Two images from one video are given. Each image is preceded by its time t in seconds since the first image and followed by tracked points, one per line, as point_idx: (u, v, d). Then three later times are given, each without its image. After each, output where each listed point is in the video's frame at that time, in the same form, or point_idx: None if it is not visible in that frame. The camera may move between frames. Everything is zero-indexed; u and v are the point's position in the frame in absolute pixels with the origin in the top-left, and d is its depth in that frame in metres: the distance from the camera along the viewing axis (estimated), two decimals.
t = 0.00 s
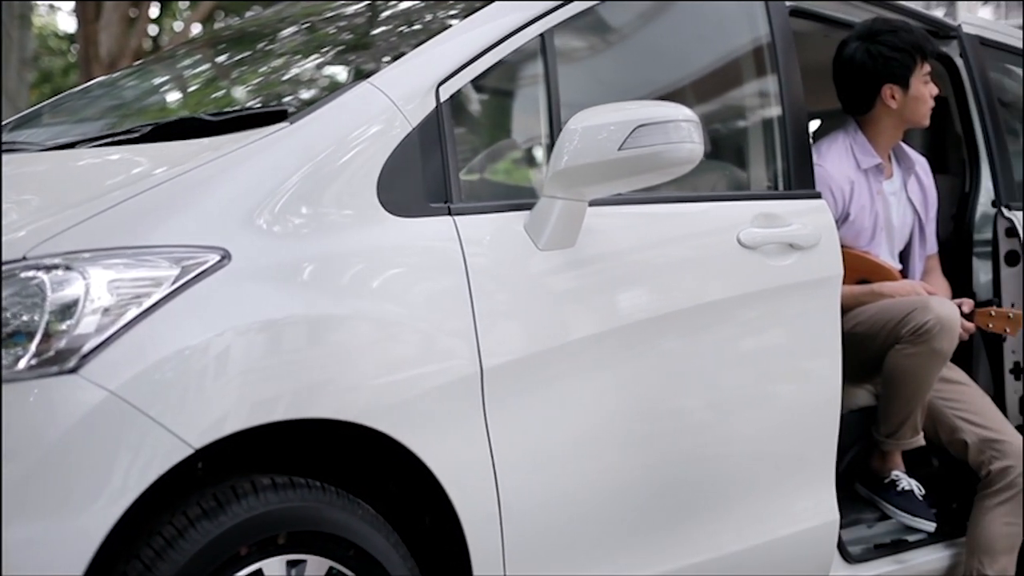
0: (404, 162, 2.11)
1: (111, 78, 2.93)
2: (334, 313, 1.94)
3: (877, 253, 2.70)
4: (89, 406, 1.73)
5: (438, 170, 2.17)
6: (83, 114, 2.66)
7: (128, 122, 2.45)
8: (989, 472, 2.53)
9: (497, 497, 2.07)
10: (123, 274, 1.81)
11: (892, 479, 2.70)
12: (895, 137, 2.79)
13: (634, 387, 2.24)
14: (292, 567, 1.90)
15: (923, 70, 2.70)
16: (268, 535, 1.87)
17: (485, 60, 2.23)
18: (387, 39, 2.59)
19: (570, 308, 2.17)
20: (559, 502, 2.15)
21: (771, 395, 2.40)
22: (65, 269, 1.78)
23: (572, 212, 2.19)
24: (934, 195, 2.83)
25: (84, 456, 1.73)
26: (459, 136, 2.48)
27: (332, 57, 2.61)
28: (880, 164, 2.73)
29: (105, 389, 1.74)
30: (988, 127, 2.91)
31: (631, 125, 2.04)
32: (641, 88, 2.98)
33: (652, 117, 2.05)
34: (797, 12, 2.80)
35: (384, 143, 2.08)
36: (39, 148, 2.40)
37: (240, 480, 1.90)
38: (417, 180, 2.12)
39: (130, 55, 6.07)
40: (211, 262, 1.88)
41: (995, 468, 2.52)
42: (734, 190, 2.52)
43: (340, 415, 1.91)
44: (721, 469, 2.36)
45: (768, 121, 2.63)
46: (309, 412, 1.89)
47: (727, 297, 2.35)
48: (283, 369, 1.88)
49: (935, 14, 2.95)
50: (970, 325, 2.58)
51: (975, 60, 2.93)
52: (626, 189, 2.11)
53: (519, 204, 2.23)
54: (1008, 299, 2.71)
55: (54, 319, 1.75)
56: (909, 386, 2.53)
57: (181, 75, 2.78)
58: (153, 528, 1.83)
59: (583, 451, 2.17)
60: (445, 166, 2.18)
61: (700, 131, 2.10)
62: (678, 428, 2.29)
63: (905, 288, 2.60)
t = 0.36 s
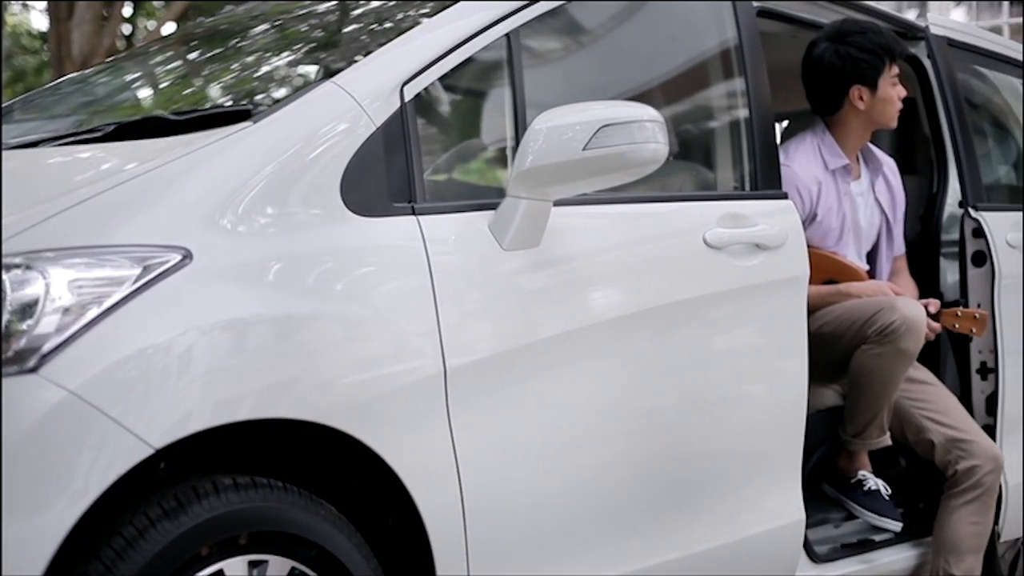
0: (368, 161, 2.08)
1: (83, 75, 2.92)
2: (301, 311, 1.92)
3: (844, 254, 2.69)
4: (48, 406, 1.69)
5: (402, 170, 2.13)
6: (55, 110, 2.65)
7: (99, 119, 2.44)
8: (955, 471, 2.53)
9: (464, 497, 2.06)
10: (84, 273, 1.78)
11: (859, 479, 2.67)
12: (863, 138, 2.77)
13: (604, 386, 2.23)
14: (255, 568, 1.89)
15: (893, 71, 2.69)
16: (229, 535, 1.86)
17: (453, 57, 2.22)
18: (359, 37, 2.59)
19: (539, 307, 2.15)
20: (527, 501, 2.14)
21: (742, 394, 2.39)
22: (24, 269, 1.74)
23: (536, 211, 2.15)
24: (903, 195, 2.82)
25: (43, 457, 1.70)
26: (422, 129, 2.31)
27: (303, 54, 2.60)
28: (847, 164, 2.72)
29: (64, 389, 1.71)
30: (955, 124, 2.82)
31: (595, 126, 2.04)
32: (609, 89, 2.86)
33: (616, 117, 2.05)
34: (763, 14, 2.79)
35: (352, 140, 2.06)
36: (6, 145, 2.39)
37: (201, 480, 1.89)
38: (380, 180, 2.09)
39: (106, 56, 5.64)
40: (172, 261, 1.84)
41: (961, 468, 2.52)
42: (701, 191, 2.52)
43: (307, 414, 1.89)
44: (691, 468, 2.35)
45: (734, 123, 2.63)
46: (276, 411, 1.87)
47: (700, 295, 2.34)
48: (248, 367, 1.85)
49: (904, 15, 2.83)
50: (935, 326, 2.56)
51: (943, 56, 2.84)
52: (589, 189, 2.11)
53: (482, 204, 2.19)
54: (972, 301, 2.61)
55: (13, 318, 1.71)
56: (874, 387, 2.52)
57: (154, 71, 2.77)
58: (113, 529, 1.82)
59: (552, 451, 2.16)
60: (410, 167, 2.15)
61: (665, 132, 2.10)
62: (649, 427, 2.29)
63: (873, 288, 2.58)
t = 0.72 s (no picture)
0: (330, 160, 2.06)
1: (52, 70, 2.91)
2: (263, 310, 1.90)
3: (809, 254, 2.69)
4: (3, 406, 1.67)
5: (363, 169, 2.11)
6: (23, 105, 2.64)
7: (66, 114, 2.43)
8: (921, 471, 2.53)
9: (427, 496, 2.05)
10: (42, 271, 1.75)
11: (823, 478, 2.66)
12: (830, 137, 2.77)
13: (570, 385, 2.22)
14: (213, 569, 1.89)
15: (859, 70, 2.69)
16: (187, 535, 1.85)
17: (418, 55, 2.22)
18: (328, 35, 2.59)
19: (505, 305, 2.15)
20: (490, 500, 2.13)
21: (710, 393, 2.40)
22: None
23: (500, 210, 2.12)
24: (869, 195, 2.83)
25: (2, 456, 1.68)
26: (388, 129, 2.23)
27: (272, 51, 2.60)
28: (812, 164, 2.72)
29: (20, 389, 1.68)
30: (920, 124, 2.81)
31: (558, 125, 2.04)
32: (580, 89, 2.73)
33: (578, 117, 2.05)
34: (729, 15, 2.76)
35: (316, 137, 2.05)
36: None
37: (160, 480, 1.89)
38: (342, 179, 2.07)
39: (76, 55, 5.43)
40: (131, 260, 1.82)
41: (926, 467, 2.53)
42: (666, 191, 2.49)
43: (270, 413, 1.88)
44: (658, 467, 2.35)
45: (699, 124, 2.59)
46: (239, 410, 1.85)
47: (667, 293, 2.34)
48: (209, 366, 1.83)
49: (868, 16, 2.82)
50: (900, 326, 2.57)
51: (909, 57, 2.81)
52: (551, 189, 2.11)
53: (444, 203, 2.18)
54: (937, 301, 2.61)
55: None
56: (839, 387, 2.52)
57: (123, 67, 2.77)
58: (71, 529, 1.81)
59: (516, 450, 2.16)
60: (372, 164, 2.14)
61: (627, 131, 2.10)
62: (616, 426, 2.28)
63: (837, 287, 2.59)
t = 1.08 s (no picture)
0: (289, 159, 2.04)
1: (22, 66, 2.89)
2: (225, 309, 1.89)
3: (774, 255, 2.69)
4: None
5: (323, 168, 2.09)
6: None
7: (33, 109, 2.41)
8: (885, 471, 2.54)
9: (389, 496, 2.04)
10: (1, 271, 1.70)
11: (788, 478, 2.67)
12: (796, 138, 2.78)
13: (534, 384, 2.22)
14: (172, 569, 1.88)
15: (824, 74, 2.69)
16: (146, 535, 1.84)
17: (384, 53, 2.21)
18: (296, 33, 2.59)
19: (468, 303, 2.14)
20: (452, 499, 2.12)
21: (675, 392, 2.40)
22: None
23: (461, 210, 2.10)
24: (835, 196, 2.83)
25: None
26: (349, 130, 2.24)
27: (241, 49, 2.59)
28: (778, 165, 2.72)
29: None
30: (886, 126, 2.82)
31: (520, 124, 2.04)
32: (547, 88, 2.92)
33: (541, 116, 2.05)
34: (695, 15, 2.73)
35: (278, 137, 2.04)
36: None
37: (119, 480, 1.88)
38: (302, 178, 2.05)
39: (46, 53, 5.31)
40: (89, 260, 1.79)
41: (891, 467, 2.53)
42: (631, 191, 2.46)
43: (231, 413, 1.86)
44: (625, 466, 2.35)
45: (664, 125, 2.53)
46: (202, 410, 1.84)
47: (632, 293, 2.34)
48: (171, 366, 1.82)
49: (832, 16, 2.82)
50: (865, 326, 2.57)
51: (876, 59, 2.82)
52: (514, 189, 2.11)
53: (406, 203, 2.16)
54: (903, 302, 2.64)
55: None
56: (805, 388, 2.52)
57: (92, 63, 2.75)
58: (29, 529, 1.80)
59: (479, 450, 2.15)
60: (334, 164, 2.12)
61: (590, 130, 2.10)
62: (582, 425, 2.28)
63: (801, 288, 2.58)
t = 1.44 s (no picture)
0: (251, 160, 2.03)
1: None
2: (187, 309, 1.88)
3: (741, 256, 2.71)
4: None
5: (285, 168, 2.07)
6: None
7: None
8: (852, 470, 2.55)
9: (353, 496, 2.04)
10: None
11: (755, 478, 2.69)
12: (762, 139, 2.78)
13: (501, 384, 2.21)
14: (132, 570, 1.87)
15: (791, 77, 2.70)
16: (105, 536, 1.83)
17: (350, 51, 2.20)
18: (266, 31, 2.59)
19: (433, 303, 2.13)
20: (416, 499, 2.12)
21: (644, 392, 2.40)
22: None
23: (424, 210, 2.10)
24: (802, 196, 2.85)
25: None
26: (322, 131, 2.20)
27: (211, 47, 2.59)
28: (744, 167, 2.73)
29: None
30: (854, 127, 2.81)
31: (484, 124, 2.04)
32: (518, 89, 2.67)
33: (505, 117, 2.04)
34: (660, 15, 2.72)
35: (242, 137, 2.03)
36: None
37: (79, 481, 1.86)
38: (264, 177, 2.04)
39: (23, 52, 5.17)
40: (50, 259, 1.78)
41: (857, 467, 2.54)
42: (599, 192, 2.47)
43: (195, 414, 1.85)
44: (592, 466, 2.35)
45: (630, 129, 2.57)
46: (165, 411, 1.83)
47: (600, 293, 2.34)
48: (134, 366, 1.81)
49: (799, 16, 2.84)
50: (832, 325, 2.60)
51: (842, 60, 2.82)
52: (478, 189, 2.11)
53: (370, 203, 2.15)
54: (870, 303, 2.64)
55: None
56: (769, 388, 2.54)
57: (62, 59, 2.75)
58: None
59: (445, 450, 2.15)
60: (297, 162, 2.10)
61: (553, 131, 2.10)
62: (548, 425, 2.28)
63: (767, 288, 2.60)
